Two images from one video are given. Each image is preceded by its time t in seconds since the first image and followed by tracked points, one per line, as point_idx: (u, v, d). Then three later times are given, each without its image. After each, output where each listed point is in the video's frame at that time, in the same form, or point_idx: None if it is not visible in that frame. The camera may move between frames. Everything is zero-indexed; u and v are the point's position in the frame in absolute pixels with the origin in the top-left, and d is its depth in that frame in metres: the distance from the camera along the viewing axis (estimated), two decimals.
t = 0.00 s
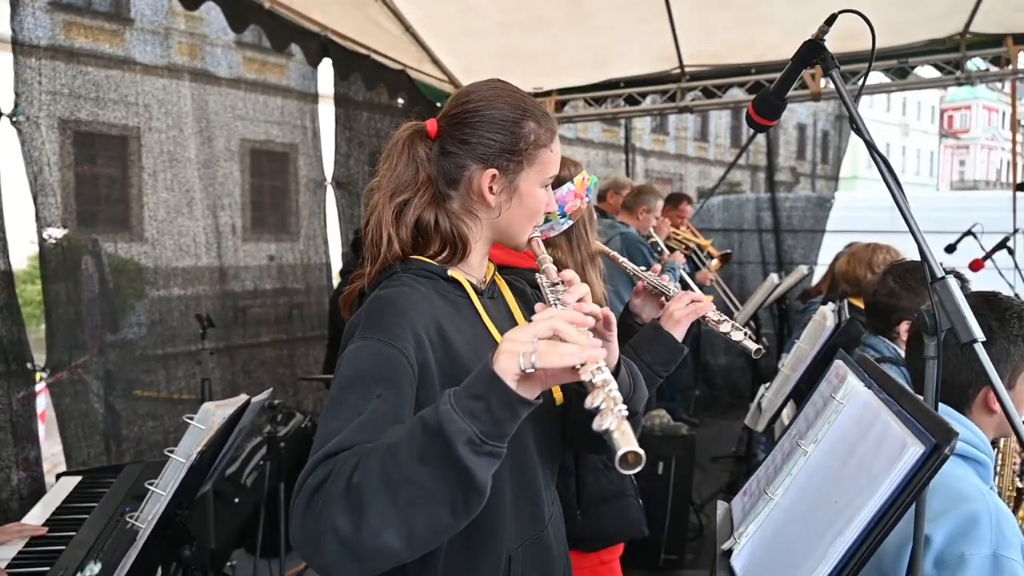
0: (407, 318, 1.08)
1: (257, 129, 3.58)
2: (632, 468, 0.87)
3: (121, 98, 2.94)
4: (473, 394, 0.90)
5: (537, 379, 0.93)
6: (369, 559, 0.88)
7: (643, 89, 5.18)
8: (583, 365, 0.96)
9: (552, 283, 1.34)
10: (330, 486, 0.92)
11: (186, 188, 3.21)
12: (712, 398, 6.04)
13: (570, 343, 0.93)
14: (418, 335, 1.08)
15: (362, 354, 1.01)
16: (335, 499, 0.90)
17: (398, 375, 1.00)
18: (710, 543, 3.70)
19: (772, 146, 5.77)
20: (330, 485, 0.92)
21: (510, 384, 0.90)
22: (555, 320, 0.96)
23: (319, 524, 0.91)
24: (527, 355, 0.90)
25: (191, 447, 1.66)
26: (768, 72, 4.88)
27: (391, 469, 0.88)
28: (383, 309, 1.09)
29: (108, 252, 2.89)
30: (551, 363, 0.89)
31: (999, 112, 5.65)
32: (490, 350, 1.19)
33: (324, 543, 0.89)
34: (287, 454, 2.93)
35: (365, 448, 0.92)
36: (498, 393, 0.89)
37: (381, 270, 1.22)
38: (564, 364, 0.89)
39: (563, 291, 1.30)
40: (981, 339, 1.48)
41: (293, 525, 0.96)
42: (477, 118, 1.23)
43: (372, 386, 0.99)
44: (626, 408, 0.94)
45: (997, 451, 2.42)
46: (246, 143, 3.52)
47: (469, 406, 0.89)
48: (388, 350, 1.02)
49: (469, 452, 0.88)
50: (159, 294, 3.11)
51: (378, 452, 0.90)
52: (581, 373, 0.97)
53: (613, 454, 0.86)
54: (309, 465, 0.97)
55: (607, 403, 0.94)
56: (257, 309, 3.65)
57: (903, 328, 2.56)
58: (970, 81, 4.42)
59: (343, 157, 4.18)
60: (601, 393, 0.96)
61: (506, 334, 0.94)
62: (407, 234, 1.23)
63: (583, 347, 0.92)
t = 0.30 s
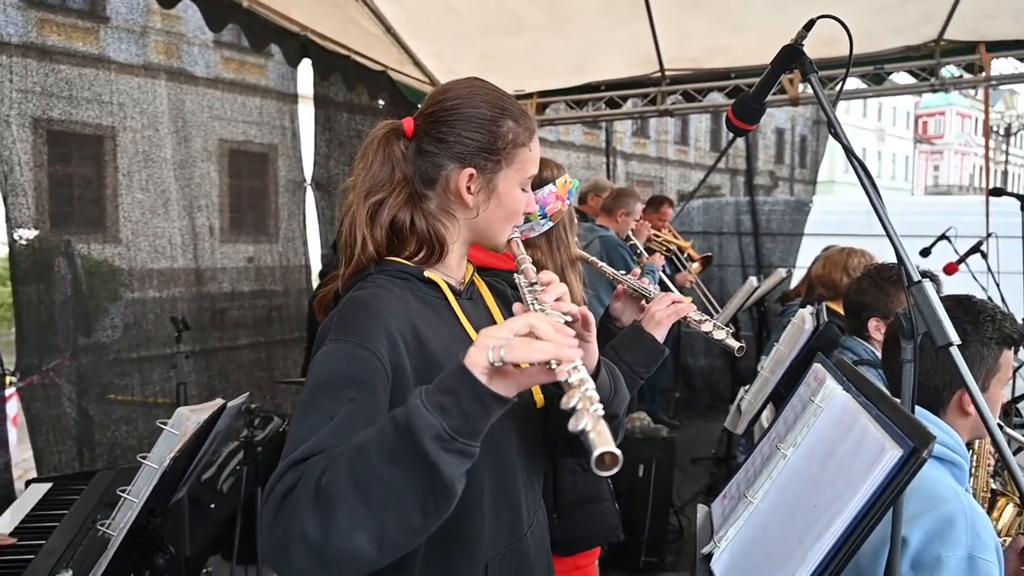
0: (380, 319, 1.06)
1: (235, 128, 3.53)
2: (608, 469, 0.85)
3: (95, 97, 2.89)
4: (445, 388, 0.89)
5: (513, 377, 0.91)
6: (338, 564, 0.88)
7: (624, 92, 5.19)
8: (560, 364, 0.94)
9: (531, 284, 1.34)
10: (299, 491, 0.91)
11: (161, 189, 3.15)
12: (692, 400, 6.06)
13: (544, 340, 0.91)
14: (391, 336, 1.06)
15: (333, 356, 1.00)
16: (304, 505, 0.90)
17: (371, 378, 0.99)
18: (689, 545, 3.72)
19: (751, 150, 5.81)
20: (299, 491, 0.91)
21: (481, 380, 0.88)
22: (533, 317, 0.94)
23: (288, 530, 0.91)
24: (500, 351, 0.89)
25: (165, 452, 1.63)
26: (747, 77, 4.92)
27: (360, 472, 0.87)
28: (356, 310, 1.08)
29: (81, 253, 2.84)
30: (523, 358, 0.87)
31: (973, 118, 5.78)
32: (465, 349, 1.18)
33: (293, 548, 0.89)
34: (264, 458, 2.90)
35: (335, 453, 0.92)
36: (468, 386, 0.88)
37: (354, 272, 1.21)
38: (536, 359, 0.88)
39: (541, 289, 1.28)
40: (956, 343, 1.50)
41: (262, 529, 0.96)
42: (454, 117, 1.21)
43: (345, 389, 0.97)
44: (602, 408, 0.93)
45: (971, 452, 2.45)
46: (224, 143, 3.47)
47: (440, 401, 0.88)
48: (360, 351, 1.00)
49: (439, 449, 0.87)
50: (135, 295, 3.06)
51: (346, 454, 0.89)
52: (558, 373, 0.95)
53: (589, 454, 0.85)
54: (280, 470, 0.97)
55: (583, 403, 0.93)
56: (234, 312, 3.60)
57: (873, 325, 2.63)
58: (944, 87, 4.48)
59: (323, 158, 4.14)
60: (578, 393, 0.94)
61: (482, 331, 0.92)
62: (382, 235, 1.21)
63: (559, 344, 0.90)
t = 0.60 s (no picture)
0: (357, 321, 1.05)
1: (211, 128, 3.47)
2: (608, 485, 0.84)
3: (67, 94, 2.83)
4: (431, 390, 0.88)
5: (502, 382, 0.89)
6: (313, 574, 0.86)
7: (603, 96, 5.20)
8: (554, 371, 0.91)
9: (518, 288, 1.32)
10: (273, 499, 0.89)
11: (135, 189, 3.09)
12: (670, 403, 6.09)
13: (536, 347, 0.88)
14: (369, 338, 1.05)
15: (308, 360, 0.98)
16: (279, 513, 0.88)
17: (347, 382, 0.97)
18: (667, 547, 3.73)
19: (729, 155, 5.85)
20: (273, 499, 0.89)
21: (470, 384, 0.88)
22: (526, 322, 0.92)
23: (260, 539, 0.88)
24: (489, 355, 0.87)
25: (137, 457, 1.60)
26: (725, 82, 4.96)
27: (341, 477, 0.86)
28: (331, 312, 1.06)
29: (51, 253, 2.78)
30: (512, 364, 0.85)
31: (942, 126, 5.78)
32: (447, 352, 1.17)
33: (266, 558, 0.87)
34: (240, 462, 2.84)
35: (312, 459, 0.90)
36: (455, 388, 0.88)
37: (327, 278, 1.19)
38: (527, 366, 0.85)
39: (529, 294, 1.28)
40: (930, 348, 1.51)
41: (232, 540, 0.93)
42: (428, 117, 1.20)
43: (321, 392, 0.96)
44: (602, 419, 0.91)
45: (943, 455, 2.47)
46: (200, 143, 3.42)
47: (426, 403, 0.87)
48: (335, 354, 0.99)
49: (425, 453, 0.86)
50: (108, 296, 3.00)
51: (326, 460, 0.88)
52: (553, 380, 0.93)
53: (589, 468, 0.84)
54: (251, 477, 0.94)
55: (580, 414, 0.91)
56: (210, 314, 3.53)
57: (840, 327, 2.76)
58: (916, 95, 4.54)
59: (301, 159, 4.08)
60: (575, 403, 0.93)
61: (471, 332, 0.90)
62: (357, 239, 1.20)
63: (552, 352, 0.88)
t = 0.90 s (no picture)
0: (329, 330, 1.03)
1: (185, 127, 3.42)
2: (598, 499, 0.88)
3: (36, 91, 2.77)
4: (413, 412, 0.86)
5: (484, 397, 0.89)
6: None
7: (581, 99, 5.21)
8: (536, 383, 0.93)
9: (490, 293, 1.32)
10: (244, 522, 0.87)
11: (106, 189, 3.03)
12: (646, 405, 6.12)
13: (518, 356, 0.90)
14: (342, 349, 1.03)
15: (278, 373, 0.96)
16: (251, 537, 0.86)
17: (319, 397, 0.96)
18: (644, 549, 3.74)
19: (704, 160, 5.88)
20: (245, 521, 0.87)
21: (455, 405, 0.86)
22: (504, 333, 0.92)
23: (231, 564, 0.86)
24: (474, 371, 0.87)
25: (107, 463, 1.57)
26: (701, 88, 4.99)
27: (317, 499, 0.84)
28: (301, 321, 1.04)
29: (18, 254, 2.72)
30: (497, 380, 0.86)
31: (912, 133, 5.88)
32: (425, 367, 1.15)
33: None
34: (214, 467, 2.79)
35: (285, 480, 0.88)
36: (439, 410, 0.86)
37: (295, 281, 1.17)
38: (512, 380, 0.86)
39: (503, 301, 1.28)
40: (903, 351, 1.53)
41: (199, 563, 0.91)
42: (403, 119, 1.18)
43: (292, 406, 0.94)
44: (586, 431, 0.93)
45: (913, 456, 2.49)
46: (173, 142, 3.36)
47: (407, 426, 0.85)
48: (307, 366, 0.97)
49: (407, 477, 0.84)
50: (78, 298, 2.94)
51: (301, 483, 0.85)
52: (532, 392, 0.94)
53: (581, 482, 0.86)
54: (218, 497, 0.92)
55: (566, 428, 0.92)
56: (183, 317, 3.47)
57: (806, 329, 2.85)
58: (887, 103, 4.61)
59: (277, 160, 4.03)
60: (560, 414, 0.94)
61: (450, 346, 0.90)
62: (326, 241, 1.18)
63: (535, 364, 0.89)
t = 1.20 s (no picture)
0: (305, 340, 1.02)
1: (161, 128, 3.37)
2: (591, 511, 0.86)
3: (9, 90, 2.72)
4: (397, 423, 0.85)
5: (469, 408, 0.89)
6: None
7: (562, 104, 5.22)
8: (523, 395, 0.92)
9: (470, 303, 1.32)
10: (219, 541, 0.85)
11: (81, 190, 2.99)
12: (626, 408, 6.13)
13: (503, 366, 0.89)
14: (318, 360, 1.02)
15: (251, 386, 0.94)
16: (227, 556, 0.84)
17: (295, 409, 0.95)
18: (624, 553, 3.74)
19: (683, 165, 5.91)
20: (220, 540, 0.85)
21: (440, 415, 0.86)
22: (490, 343, 0.92)
23: None
24: (461, 382, 0.86)
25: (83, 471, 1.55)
26: (681, 93, 5.02)
27: (295, 514, 0.83)
28: (276, 330, 1.02)
29: None
30: (484, 391, 0.85)
31: (886, 140, 5.97)
32: (405, 378, 1.15)
33: None
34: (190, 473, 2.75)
35: (261, 496, 0.87)
36: (425, 421, 0.85)
37: (267, 290, 1.15)
38: (499, 391, 0.86)
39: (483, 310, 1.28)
40: (879, 355, 1.55)
41: None
42: (382, 124, 1.18)
43: (268, 419, 0.93)
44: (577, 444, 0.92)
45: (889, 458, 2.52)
46: (149, 143, 3.31)
47: (392, 437, 0.85)
48: (283, 379, 0.96)
49: (392, 490, 0.83)
50: (50, 301, 2.88)
51: (281, 498, 0.84)
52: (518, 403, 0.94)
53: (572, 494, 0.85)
54: (190, 516, 0.90)
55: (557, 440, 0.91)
56: (160, 321, 3.42)
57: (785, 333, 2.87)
58: (861, 111, 4.68)
59: (256, 163, 3.99)
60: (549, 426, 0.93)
61: (435, 356, 0.89)
62: (301, 248, 1.16)
63: (520, 374, 0.89)
